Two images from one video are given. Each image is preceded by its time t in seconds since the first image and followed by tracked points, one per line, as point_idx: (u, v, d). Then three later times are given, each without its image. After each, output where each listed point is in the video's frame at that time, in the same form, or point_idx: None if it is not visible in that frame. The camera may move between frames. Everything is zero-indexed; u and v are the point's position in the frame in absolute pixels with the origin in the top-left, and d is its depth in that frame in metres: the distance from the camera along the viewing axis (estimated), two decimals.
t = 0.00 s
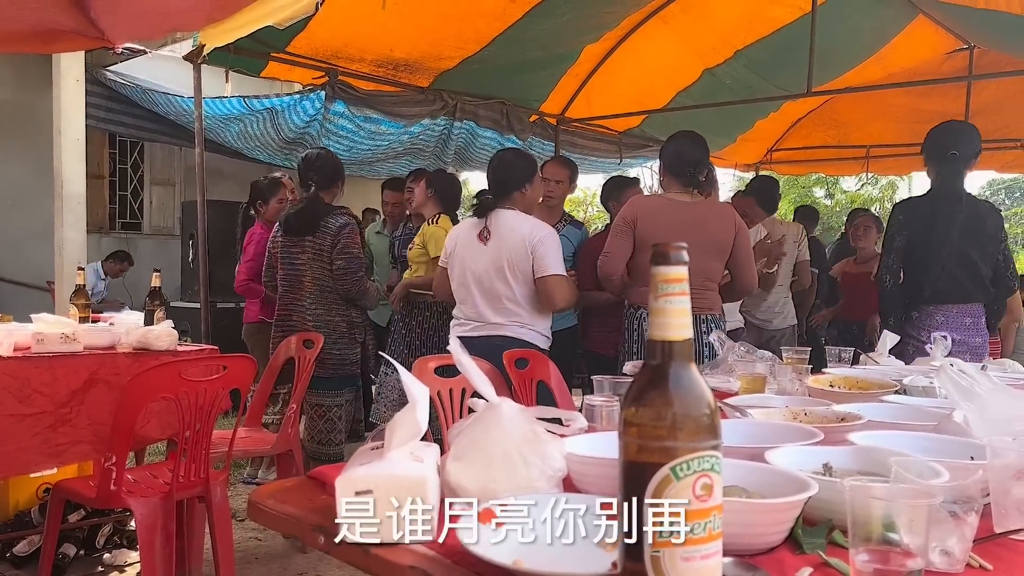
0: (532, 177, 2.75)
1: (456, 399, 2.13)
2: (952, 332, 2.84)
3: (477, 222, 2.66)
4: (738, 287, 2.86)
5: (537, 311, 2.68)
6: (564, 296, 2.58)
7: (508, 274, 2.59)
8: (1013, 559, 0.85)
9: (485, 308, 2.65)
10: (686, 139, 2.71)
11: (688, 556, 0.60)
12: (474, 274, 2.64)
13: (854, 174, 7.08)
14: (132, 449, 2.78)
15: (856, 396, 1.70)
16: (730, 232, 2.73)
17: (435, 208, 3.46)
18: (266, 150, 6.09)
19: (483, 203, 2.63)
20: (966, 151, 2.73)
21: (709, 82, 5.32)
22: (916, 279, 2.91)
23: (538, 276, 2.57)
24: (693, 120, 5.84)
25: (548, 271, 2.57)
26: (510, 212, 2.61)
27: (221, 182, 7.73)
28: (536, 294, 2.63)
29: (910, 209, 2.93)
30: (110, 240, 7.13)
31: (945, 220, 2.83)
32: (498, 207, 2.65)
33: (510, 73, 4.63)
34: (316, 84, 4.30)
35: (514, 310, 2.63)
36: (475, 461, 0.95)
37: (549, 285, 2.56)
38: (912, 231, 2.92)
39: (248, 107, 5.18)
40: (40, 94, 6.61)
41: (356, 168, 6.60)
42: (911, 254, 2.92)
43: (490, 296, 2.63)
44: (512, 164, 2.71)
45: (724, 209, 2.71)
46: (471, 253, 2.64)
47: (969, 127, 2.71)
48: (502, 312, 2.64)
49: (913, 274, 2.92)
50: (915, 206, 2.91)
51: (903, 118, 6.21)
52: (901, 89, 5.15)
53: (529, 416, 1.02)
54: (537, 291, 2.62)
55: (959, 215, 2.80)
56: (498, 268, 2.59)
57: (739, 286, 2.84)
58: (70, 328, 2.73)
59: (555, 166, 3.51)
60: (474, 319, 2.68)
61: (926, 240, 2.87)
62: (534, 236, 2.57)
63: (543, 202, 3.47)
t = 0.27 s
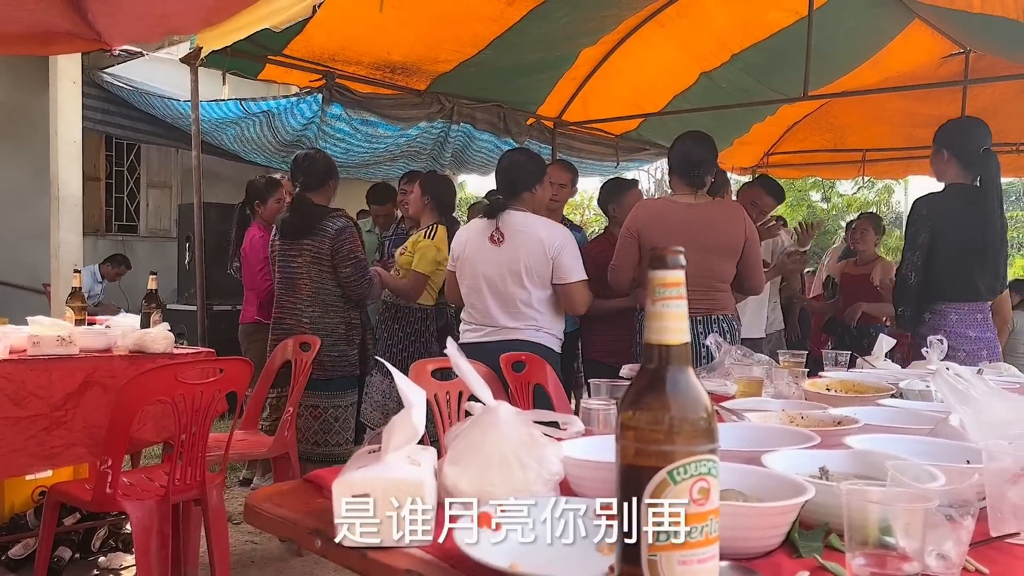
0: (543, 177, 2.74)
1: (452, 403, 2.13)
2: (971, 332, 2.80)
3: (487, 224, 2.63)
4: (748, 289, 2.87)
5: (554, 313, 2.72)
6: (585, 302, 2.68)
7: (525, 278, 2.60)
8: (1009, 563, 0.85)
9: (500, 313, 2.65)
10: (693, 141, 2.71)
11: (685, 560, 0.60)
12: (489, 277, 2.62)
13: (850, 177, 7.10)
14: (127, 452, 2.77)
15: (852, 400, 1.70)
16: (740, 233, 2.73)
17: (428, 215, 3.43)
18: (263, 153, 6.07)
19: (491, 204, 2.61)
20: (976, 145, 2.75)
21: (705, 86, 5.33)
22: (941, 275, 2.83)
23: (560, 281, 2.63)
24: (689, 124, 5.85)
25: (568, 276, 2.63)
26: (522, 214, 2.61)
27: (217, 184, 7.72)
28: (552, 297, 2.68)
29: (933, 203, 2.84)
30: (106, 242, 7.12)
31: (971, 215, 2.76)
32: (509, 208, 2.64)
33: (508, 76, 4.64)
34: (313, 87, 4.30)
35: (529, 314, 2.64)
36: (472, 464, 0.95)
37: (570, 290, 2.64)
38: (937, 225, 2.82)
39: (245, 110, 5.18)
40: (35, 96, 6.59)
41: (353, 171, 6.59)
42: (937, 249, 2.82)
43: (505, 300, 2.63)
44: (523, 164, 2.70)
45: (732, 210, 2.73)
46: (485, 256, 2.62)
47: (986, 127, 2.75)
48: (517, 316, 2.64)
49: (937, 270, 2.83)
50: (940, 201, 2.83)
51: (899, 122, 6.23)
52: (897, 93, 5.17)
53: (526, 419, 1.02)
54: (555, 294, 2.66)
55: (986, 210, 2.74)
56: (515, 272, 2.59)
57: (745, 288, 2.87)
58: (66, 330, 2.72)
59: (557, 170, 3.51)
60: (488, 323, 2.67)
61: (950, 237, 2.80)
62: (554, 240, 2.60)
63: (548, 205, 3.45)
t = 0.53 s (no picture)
0: (551, 178, 2.77)
1: (450, 406, 2.12)
2: (981, 338, 2.81)
3: (497, 230, 2.63)
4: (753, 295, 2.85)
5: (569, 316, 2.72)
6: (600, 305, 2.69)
7: (543, 282, 2.59)
8: (1005, 565, 0.85)
9: (517, 318, 2.63)
10: (695, 147, 2.73)
11: (682, 561, 0.59)
12: (504, 283, 2.61)
13: (847, 180, 7.12)
14: (123, 454, 2.76)
15: (848, 402, 1.70)
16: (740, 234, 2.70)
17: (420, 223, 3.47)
18: (260, 155, 6.06)
19: (501, 208, 2.61)
20: (979, 154, 2.77)
21: (703, 89, 5.34)
22: (953, 280, 2.82)
23: (576, 284, 2.64)
24: (687, 127, 5.86)
25: (584, 279, 2.63)
26: (534, 217, 2.61)
27: (214, 186, 7.71)
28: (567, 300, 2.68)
29: (943, 209, 2.83)
30: (103, 244, 7.11)
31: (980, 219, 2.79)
32: (519, 212, 2.64)
33: (505, 78, 4.65)
34: (311, 89, 4.30)
35: (546, 318, 2.64)
36: (470, 466, 0.95)
37: (586, 293, 2.64)
38: (950, 232, 2.81)
39: (243, 112, 5.17)
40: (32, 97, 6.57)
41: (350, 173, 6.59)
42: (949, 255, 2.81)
43: (520, 305, 2.62)
44: (532, 167, 2.70)
45: (733, 212, 2.72)
46: (500, 262, 2.61)
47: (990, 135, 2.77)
48: (535, 321, 2.62)
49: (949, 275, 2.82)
50: (952, 208, 2.81)
51: (896, 125, 6.25)
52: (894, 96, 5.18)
53: (523, 421, 1.02)
54: (571, 297, 2.67)
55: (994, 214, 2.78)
56: (531, 277, 2.59)
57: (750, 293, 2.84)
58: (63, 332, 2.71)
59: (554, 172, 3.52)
60: (504, 329, 2.65)
61: (961, 245, 2.80)
62: (570, 244, 2.61)
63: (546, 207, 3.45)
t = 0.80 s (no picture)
0: (554, 179, 2.75)
1: (448, 407, 2.12)
2: (970, 340, 2.83)
3: (496, 226, 2.62)
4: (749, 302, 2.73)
5: (565, 315, 2.72)
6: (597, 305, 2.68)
7: (539, 279, 2.60)
8: (1001, 565, 0.86)
9: (514, 315, 2.63)
10: (694, 147, 2.74)
11: (679, 562, 0.59)
12: (500, 280, 2.61)
13: (845, 182, 7.12)
14: (120, 455, 2.76)
15: (846, 404, 1.70)
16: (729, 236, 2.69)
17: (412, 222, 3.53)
18: (258, 156, 6.05)
19: (503, 206, 2.61)
20: (973, 157, 2.77)
21: (701, 91, 5.35)
22: (947, 282, 2.83)
23: (573, 283, 2.63)
24: (685, 129, 5.87)
25: (581, 278, 2.63)
26: (534, 215, 2.61)
27: (212, 187, 7.71)
28: (564, 299, 2.68)
29: (935, 212, 2.83)
30: (100, 244, 7.10)
31: (973, 223, 2.79)
32: (520, 209, 2.64)
33: (503, 80, 4.65)
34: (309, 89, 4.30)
35: (542, 317, 2.64)
36: (467, 467, 0.94)
37: (584, 293, 2.63)
38: (942, 234, 2.82)
39: (241, 113, 5.17)
40: (30, 98, 6.56)
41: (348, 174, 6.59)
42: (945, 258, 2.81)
43: (516, 303, 2.62)
44: (535, 165, 2.70)
45: (724, 213, 2.69)
46: (497, 258, 2.61)
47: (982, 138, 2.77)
48: (530, 318, 2.63)
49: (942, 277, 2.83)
50: (944, 210, 2.82)
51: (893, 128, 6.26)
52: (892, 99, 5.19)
53: (520, 421, 1.02)
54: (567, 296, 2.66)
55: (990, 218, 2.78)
56: (528, 274, 2.59)
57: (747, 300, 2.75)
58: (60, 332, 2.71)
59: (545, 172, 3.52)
60: (500, 326, 2.65)
61: (952, 247, 2.81)
62: (569, 242, 2.61)
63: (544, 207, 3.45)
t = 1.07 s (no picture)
0: (537, 179, 2.73)
1: (445, 407, 2.12)
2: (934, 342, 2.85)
3: (476, 225, 2.63)
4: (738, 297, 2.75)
5: (544, 317, 2.71)
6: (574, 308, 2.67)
7: (516, 280, 2.59)
8: (998, 566, 0.86)
9: (492, 316, 2.63)
10: (690, 146, 2.73)
11: (677, 562, 0.59)
12: (479, 279, 2.62)
13: (843, 184, 7.13)
14: (117, 455, 2.75)
15: (844, 405, 1.71)
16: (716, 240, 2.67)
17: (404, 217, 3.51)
18: (256, 156, 6.05)
19: (484, 205, 2.62)
20: (964, 161, 2.78)
21: (699, 92, 5.35)
22: (922, 284, 2.84)
23: (551, 285, 2.63)
24: (683, 130, 5.87)
25: (559, 280, 2.63)
26: (514, 216, 2.61)
27: (210, 187, 7.70)
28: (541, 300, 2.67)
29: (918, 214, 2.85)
30: (98, 244, 7.09)
31: (957, 228, 2.79)
32: (501, 209, 2.64)
33: (502, 81, 4.66)
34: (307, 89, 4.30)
35: (521, 318, 2.64)
36: (465, 468, 0.94)
37: (561, 295, 2.63)
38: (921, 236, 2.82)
39: (239, 113, 5.16)
40: (28, 97, 6.55)
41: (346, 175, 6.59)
42: (926, 258, 2.82)
43: (495, 303, 2.62)
44: (518, 164, 2.68)
45: (713, 214, 2.68)
46: (474, 257, 2.62)
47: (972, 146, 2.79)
48: (508, 319, 2.63)
49: (920, 277, 2.83)
50: (927, 213, 2.83)
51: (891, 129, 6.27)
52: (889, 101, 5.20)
53: (518, 422, 1.02)
54: (546, 299, 2.66)
55: (978, 225, 2.79)
56: (506, 274, 2.59)
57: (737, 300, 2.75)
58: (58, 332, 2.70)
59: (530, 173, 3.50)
60: (477, 325, 2.65)
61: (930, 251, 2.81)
62: (547, 244, 2.60)
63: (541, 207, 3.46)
